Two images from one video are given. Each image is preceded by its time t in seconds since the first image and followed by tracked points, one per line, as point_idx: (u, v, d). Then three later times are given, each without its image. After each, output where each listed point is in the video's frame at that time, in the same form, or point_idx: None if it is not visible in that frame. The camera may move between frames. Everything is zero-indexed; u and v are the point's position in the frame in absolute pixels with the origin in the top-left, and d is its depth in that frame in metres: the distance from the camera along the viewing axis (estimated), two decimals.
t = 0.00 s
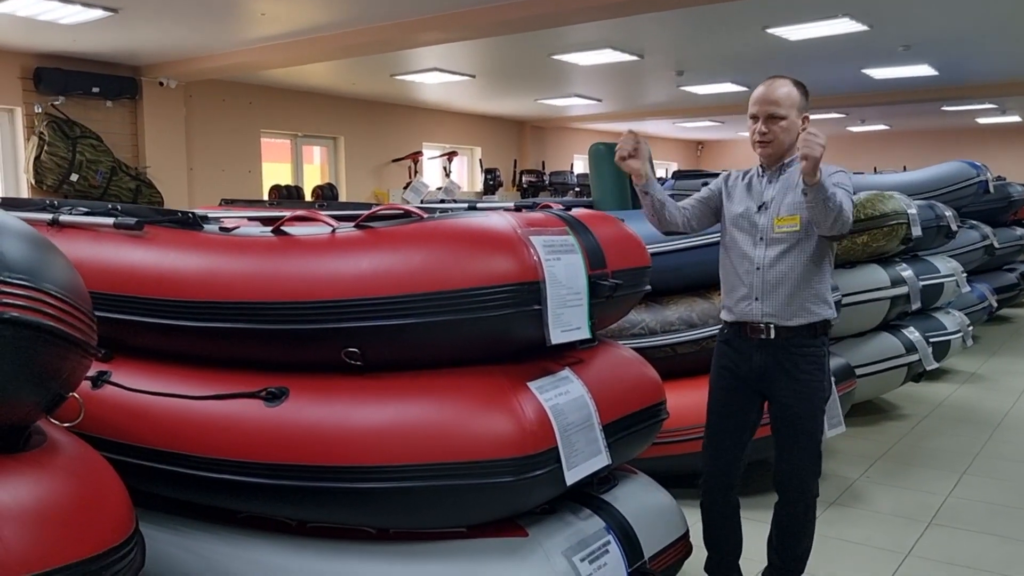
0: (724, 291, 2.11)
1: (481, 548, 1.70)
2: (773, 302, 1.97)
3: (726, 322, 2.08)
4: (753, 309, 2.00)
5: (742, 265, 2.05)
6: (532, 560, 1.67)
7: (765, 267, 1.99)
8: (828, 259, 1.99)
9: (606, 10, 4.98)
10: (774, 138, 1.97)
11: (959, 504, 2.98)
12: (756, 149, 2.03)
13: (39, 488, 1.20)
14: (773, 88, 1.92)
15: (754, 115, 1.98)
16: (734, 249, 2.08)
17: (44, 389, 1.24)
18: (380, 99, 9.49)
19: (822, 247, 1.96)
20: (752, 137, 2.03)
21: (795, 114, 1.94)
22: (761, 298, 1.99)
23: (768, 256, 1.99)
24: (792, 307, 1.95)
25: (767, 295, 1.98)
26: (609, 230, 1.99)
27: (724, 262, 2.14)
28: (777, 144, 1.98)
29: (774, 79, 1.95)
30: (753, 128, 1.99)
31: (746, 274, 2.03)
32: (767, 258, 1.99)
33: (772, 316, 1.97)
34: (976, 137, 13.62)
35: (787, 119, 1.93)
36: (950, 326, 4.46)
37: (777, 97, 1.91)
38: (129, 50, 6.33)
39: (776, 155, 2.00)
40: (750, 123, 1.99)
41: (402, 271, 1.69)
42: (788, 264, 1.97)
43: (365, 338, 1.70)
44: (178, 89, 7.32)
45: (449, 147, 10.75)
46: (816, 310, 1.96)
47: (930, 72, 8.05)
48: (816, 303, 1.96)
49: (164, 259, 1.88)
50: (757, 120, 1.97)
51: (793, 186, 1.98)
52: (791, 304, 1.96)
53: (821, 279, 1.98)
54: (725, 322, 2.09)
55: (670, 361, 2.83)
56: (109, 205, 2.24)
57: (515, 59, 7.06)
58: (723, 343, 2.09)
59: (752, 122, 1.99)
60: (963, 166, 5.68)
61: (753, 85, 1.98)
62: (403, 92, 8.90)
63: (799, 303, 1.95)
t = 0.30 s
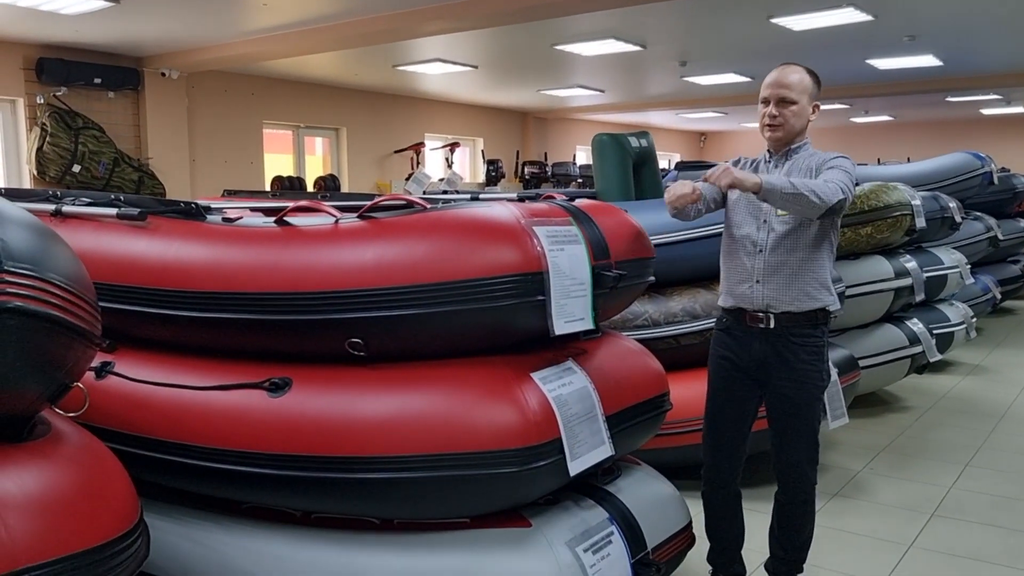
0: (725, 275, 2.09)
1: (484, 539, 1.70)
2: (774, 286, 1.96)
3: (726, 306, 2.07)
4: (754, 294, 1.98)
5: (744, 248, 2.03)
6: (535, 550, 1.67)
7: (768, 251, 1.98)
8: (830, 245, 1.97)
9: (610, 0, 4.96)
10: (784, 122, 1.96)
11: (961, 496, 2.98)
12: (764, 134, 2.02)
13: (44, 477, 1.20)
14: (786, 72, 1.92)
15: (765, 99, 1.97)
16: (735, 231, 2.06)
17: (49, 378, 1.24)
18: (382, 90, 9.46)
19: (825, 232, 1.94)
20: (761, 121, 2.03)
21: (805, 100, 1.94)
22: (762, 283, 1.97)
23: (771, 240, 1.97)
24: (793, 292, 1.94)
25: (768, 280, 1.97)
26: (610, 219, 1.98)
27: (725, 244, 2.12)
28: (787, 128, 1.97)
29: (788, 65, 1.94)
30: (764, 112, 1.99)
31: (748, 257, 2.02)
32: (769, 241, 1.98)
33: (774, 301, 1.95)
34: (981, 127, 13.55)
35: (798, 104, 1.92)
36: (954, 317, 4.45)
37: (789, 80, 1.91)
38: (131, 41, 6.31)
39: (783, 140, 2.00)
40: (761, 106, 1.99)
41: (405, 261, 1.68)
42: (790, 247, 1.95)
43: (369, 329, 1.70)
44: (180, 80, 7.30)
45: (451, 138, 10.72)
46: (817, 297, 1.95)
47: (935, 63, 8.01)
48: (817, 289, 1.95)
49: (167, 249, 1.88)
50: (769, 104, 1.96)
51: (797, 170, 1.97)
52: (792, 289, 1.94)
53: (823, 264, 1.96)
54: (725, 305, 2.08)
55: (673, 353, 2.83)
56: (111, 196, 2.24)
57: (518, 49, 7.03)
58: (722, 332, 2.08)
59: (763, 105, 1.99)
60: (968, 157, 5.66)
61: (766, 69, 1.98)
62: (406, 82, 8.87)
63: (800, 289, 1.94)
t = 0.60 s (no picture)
0: (726, 275, 2.10)
1: (486, 534, 1.70)
2: (776, 285, 1.95)
3: (729, 306, 2.07)
4: (756, 293, 1.98)
5: (745, 248, 2.03)
6: (537, 545, 1.68)
7: (769, 250, 1.98)
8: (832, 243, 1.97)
9: None
10: (774, 123, 1.94)
11: (965, 492, 2.98)
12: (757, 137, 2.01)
13: (48, 472, 1.21)
14: (773, 72, 1.91)
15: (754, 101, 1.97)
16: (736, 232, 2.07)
17: (54, 374, 1.24)
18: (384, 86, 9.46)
19: (826, 230, 1.94)
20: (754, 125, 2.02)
21: (794, 98, 1.92)
22: (764, 282, 1.97)
23: (771, 238, 1.98)
24: (795, 291, 1.94)
25: (770, 278, 1.97)
26: (612, 214, 1.99)
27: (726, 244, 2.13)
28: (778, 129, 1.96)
29: (774, 66, 1.95)
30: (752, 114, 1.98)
31: (749, 257, 2.02)
32: (770, 240, 1.98)
33: (775, 299, 1.95)
34: (984, 123, 13.51)
35: (787, 102, 1.91)
36: (956, 314, 4.45)
37: (776, 80, 1.91)
38: (133, 37, 6.31)
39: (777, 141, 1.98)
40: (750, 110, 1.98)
41: (407, 256, 1.68)
42: (792, 246, 1.95)
43: (372, 325, 1.70)
44: (182, 76, 7.31)
45: (453, 134, 10.72)
46: (819, 295, 1.94)
47: (938, 58, 7.98)
48: (820, 287, 1.95)
49: (169, 245, 1.88)
50: (757, 105, 1.96)
51: (796, 169, 1.97)
52: (794, 288, 1.94)
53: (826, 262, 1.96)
54: (727, 306, 2.08)
55: (676, 349, 2.83)
56: (115, 192, 2.24)
57: (520, 45, 7.02)
58: (726, 330, 2.08)
59: (753, 108, 1.98)
60: (971, 153, 5.65)
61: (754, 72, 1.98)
62: (408, 78, 8.86)
63: (802, 287, 1.94)
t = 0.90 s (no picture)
0: (726, 270, 2.09)
1: (488, 532, 1.71)
2: (778, 281, 1.96)
3: (728, 302, 2.07)
4: (757, 289, 1.99)
5: (744, 244, 2.03)
6: (539, 543, 1.68)
7: (769, 246, 1.98)
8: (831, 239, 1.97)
9: None
10: (776, 116, 1.96)
11: (967, 489, 2.98)
12: (759, 128, 2.02)
13: (52, 471, 1.21)
14: (776, 67, 1.91)
15: (757, 94, 1.97)
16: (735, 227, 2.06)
17: (56, 373, 1.25)
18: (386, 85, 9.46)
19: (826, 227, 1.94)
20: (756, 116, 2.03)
21: (797, 92, 1.93)
22: (765, 278, 1.98)
23: (771, 235, 1.98)
24: (796, 287, 1.95)
25: (771, 274, 1.97)
26: (614, 213, 1.98)
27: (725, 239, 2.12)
28: (780, 123, 1.97)
29: (778, 58, 1.93)
30: (755, 107, 1.99)
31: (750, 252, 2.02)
32: (771, 237, 1.98)
33: (777, 296, 1.96)
34: (987, 120, 13.48)
35: (789, 97, 1.92)
36: (958, 311, 4.44)
37: (779, 75, 1.90)
38: (134, 36, 6.32)
39: (779, 134, 1.99)
40: (753, 102, 1.99)
41: (409, 255, 1.69)
42: (793, 242, 1.95)
43: (373, 324, 1.71)
44: (184, 75, 7.31)
45: (455, 132, 10.72)
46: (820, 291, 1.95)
47: (940, 55, 7.97)
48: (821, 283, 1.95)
49: (171, 245, 1.89)
50: (760, 99, 1.96)
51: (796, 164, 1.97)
52: (796, 285, 1.95)
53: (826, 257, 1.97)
54: (727, 302, 2.08)
55: (677, 347, 2.83)
56: (117, 191, 2.25)
57: (521, 43, 7.03)
58: (725, 327, 2.09)
59: (755, 101, 1.98)
60: (972, 150, 5.64)
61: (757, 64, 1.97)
62: (409, 76, 8.87)
63: (804, 284, 1.95)
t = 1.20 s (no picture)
0: (713, 265, 2.10)
1: (486, 530, 1.71)
2: (762, 278, 1.97)
3: (713, 296, 2.08)
4: (742, 285, 1.99)
5: (733, 239, 2.04)
6: (537, 540, 1.69)
7: (756, 241, 1.99)
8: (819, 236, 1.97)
9: None
10: (766, 115, 1.96)
11: (964, 486, 2.99)
12: (750, 126, 2.02)
13: (49, 469, 1.22)
14: (765, 65, 1.91)
15: (745, 93, 1.97)
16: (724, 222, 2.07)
17: (54, 371, 1.25)
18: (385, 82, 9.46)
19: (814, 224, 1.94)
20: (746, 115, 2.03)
21: (786, 90, 1.93)
22: (751, 274, 1.98)
23: (759, 231, 1.98)
24: (781, 284, 1.95)
25: (757, 270, 1.98)
26: (612, 211, 1.99)
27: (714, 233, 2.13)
28: (769, 120, 1.97)
29: (767, 56, 1.93)
30: (744, 106, 1.99)
31: (737, 247, 2.02)
32: (759, 233, 1.98)
33: (761, 292, 1.96)
34: (986, 117, 13.47)
35: (778, 95, 1.92)
36: (957, 308, 4.45)
37: (767, 73, 1.91)
38: (132, 34, 6.32)
39: (769, 132, 1.99)
40: (742, 101, 1.99)
41: (406, 252, 1.69)
42: (780, 239, 1.96)
43: (371, 321, 1.71)
44: (182, 73, 7.30)
45: (454, 130, 10.71)
46: (806, 288, 1.95)
47: (939, 52, 7.96)
48: (806, 280, 1.96)
49: (169, 242, 1.89)
50: (749, 98, 1.96)
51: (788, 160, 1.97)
52: (780, 281, 1.95)
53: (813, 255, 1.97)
54: (712, 296, 2.08)
55: (675, 344, 2.84)
56: (114, 189, 2.24)
57: (520, 40, 7.02)
58: (708, 323, 2.09)
59: (744, 100, 1.99)
60: (970, 148, 5.65)
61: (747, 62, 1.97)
62: (408, 74, 8.86)
63: (789, 281, 1.95)
